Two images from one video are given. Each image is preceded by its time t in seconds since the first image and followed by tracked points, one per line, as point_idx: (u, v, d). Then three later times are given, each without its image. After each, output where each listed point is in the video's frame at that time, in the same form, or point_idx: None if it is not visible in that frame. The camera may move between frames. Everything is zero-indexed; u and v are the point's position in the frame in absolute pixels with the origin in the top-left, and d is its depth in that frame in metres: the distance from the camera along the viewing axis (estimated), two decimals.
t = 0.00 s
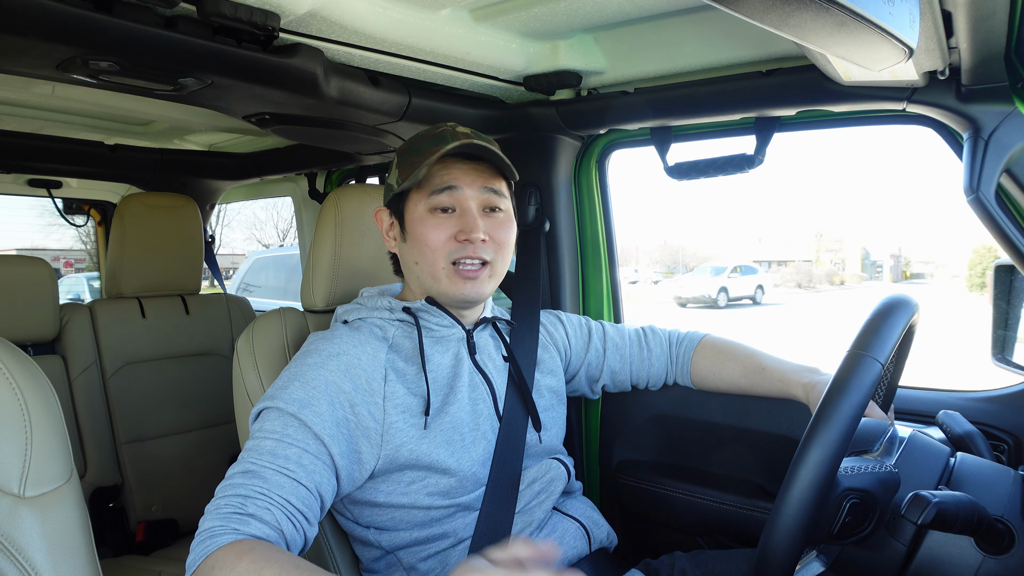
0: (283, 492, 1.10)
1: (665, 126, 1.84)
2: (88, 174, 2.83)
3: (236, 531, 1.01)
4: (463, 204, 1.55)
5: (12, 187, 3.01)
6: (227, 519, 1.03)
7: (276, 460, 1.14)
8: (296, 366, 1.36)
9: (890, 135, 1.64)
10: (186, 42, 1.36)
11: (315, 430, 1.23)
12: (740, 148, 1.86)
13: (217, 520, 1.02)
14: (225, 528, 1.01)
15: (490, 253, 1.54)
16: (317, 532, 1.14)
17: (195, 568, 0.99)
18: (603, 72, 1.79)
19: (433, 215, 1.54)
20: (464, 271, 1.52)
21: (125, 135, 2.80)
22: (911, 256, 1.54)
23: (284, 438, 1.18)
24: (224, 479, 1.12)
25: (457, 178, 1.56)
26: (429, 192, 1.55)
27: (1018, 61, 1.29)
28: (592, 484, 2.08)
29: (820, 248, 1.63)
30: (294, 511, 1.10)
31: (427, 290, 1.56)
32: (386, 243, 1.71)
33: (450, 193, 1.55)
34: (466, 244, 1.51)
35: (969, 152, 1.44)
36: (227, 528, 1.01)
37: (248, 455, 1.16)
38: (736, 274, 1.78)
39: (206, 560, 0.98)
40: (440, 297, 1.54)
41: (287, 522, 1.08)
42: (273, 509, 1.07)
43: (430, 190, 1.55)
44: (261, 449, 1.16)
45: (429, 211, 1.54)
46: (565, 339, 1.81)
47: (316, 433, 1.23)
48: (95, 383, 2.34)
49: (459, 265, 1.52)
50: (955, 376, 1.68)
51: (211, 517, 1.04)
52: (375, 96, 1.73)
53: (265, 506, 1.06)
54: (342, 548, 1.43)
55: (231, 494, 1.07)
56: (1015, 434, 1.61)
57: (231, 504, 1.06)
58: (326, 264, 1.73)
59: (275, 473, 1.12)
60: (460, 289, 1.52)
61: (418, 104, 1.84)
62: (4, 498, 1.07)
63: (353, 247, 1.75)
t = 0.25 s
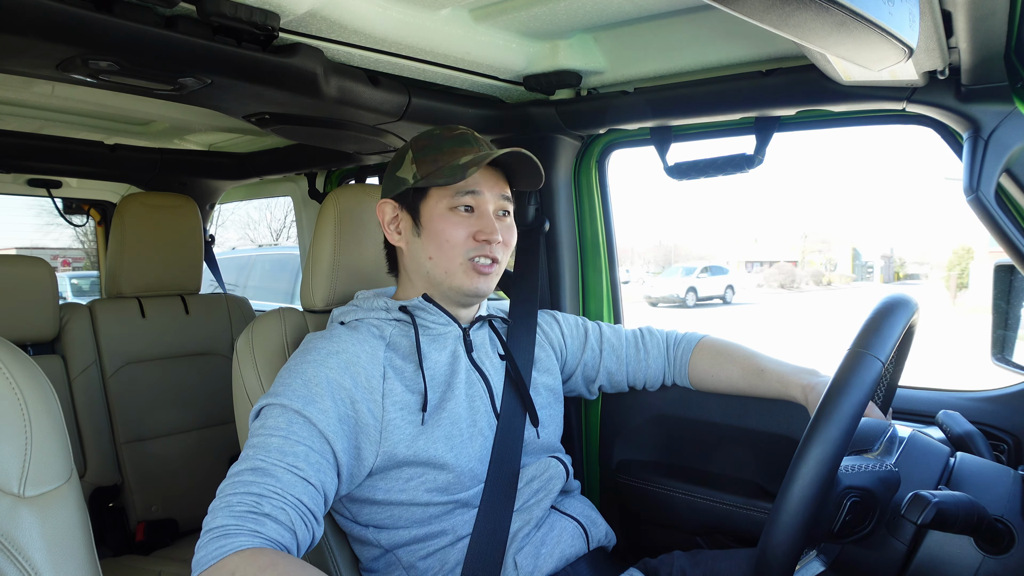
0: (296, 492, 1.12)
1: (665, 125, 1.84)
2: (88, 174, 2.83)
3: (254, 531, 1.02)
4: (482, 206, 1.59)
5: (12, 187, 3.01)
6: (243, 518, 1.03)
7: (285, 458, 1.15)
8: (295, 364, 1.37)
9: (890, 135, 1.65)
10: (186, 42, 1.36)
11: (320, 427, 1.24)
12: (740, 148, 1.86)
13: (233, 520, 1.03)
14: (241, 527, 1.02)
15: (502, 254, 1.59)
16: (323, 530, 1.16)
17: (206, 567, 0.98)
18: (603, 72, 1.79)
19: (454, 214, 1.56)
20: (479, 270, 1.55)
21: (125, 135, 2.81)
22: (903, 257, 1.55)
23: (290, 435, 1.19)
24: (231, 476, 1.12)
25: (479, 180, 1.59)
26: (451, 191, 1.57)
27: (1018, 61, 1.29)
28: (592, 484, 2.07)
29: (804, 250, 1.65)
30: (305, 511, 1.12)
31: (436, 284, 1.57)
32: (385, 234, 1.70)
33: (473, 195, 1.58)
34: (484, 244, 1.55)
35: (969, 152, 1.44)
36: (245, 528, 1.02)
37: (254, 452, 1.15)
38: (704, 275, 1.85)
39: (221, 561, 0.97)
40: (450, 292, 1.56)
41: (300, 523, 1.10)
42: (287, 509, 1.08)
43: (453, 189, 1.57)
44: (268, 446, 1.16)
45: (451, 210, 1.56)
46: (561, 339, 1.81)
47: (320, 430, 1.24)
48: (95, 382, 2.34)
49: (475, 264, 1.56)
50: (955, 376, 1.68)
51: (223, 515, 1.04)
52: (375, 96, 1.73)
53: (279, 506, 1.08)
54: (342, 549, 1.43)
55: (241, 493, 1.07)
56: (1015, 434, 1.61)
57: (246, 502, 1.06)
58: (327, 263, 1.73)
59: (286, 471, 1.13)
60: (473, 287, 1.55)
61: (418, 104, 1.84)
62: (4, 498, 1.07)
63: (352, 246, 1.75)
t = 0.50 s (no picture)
0: (296, 485, 1.12)
1: (665, 125, 1.84)
2: (88, 174, 2.84)
3: (256, 527, 1.02)
4: (476, 200, 1.63)
5: (12, 187, 3.01)
6: (244, 514, 1.03)
7: (284, 453, 1.15)
8: (293, 360, 1.37)
9: (890, 135, 1.64)
10: (186, 42, 1.36)
11: (318, 421, 1.24)
12: (740, 147, 1.86)
13: (235, 516, 1.03)
14: (242, 523, 1.02)
15: (497, 246, 1.63)
16: (324, 524, 1.16)
17: (209, 563, 0.99)
18: (603, 72, 1.79)
19: (449, 207, 1.60)
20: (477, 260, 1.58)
21: (125, 135, 2.81)
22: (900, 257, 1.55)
23: (289, 430, 1.19)
24: (232, 474, 1.12)
25: (472, 176, 1.65)
26: (447, 185, 1.62)
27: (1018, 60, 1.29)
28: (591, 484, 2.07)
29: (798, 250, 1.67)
30: (306, 504, 1.12)
31: (435, 278, 1.59)
32: (380, 235, 1.72)
33: (467, 189, 1.63)
34: (480, 235, 1.59)
35: (969, 152, 1.43)
36: (246, 524, 1.02)
37: (254, 449, 1.15)
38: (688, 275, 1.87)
39: (223, 559, 0.97)
40: (450, 285, 1.59)
41: (301, 518, 1.10)
42: (288, 504, 1.08)
43: (449, 183, 1.62)
44: (267, 442, 1.16)
45: (446, 203, 1.60)
46: (556, 338, 1.81)
47: (318, 423, 1.24)
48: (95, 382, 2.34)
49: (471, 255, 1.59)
50: (955, 376, 1.68)
51: (224, 512, 1.04)
52: (375, 96, 1.73)
53: (280, 501, 1.08)
54: (343, 548, 1.43)
55: (242, 490, 1.07)
56: (1015, 434, 1.60)
57: (246, 498, 1.06)
58: (327, 262, 1.72)
59: (284, 466, 1.13)
60: (471, 277, 1.57)
61: (418, 104, 1.84)
62: (4, 498, 1.07)
63: (352, 246, 1.75)
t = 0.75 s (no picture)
0: (295, 486, 1.12)
1: (665, 125, 1.84)
2: (88, 174, 2.84)
3: (255, 528, 1.02)
4: (473, 196, 1.64)
5: (12, 186, 3.01)
6: (243, 515, 1.03)
7: (283, 454, 1.15)
8: (292, 361, 1.37)
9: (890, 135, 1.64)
10: (186, 42, 1.36)
11: (317, 421, 1.24)
12: (740, 147, 1.86)
13: (234, 517, 1.03)
14: (241, 524, 1.02)
15: (495, 242, 1.63)
16: (324, 525, 1.16)
17: (208, 564, 0.99)
18: (604, 72, 1.79)
19: (447, 204, 1.61)
20: (477, 256, 1.59)
21: (125, 135, 2.81)
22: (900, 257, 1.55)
23: (288, 431, 1.19)
24: (232, 475, 1.12)
25: (469, 172, 1.66)
26: (444, 182, 1.63)
27: (1018, 60, 1.29)
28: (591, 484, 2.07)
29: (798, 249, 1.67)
30: (306, 506, 1.12)
31: (436, 276, 1.60)
32: (379, 237, 1.72)
33: (464, 185, 1.63)
34: (479, 230, 1.60)
35: (969, 152, 1.44)
36: (245, 525, 1.02)
37: (253, 450, 1.15)
38: (686, 275, 1.87)
39: (222, 559, 0.98)
40: (451, 283, 1.59)
41: (300, 518, 1.10)
42: (287, 505, 1.08)
43: (446, 180, 1.63)
44: (266, 443, 1.16)
45: (444, 201, 1.61)
46: (556, 339, 1.81)
47: (318, 424, 1.24)
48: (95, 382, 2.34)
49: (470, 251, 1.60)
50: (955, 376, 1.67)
51: (223, 513, 1.04)
52: (375, 96, 1.73)
53: (279, 502, 1.08)
54: (342, 548, 1.43)
55: (242, 490, 1.07)
56: (1015, 434, 1.60)
57: (245, 500, 1.06)
58: (327, 262, 1.72)
59: (284, 467, 1.13)
60: (471, 273, 1.58)
61: (418, 104, 1.84)
62: (4, 497, 1.07)
63: (352, 246, 1.75)
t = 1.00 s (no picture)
0: (294, 487, 1.12)
1: (665, 125, 1.84)
2: (88, 174, 2.84)
3: (254, 528, 1.02)
4: (476, 202, 1.61)
5: (12, 186, 3.01)
6: (243, 515, 1.03)
7: (282, 455, 1.15)
8: (291, 361, 1.37)
9: (890, 135, 1.65)
10: (186, 41, 1.36)
11: (317, 422, 1.24)
12: (740, 147, 1.86)
13: (233, 517, 1.03)
14: (240, 525, 1.02)
15: (497, 248, 1.60)
16: (323, 526, 1.16)
17: (207, 565, 0.99)
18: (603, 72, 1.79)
19: (448, 210, 1.58)
20: (476, 265, 1.57)
21: (125, 135, 2.81)
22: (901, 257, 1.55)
23: (288, 432, 1.18)
24: (231, 475, 1.12)
25: (471, 178, 1.62)
26: (445, 188, 1.59)
27: (1017, 60, 1.29)
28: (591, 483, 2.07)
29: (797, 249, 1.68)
30: (305, 507, 1.12)
31: (432, 282, 1.58)
32: (381, 237, 1.72)
33: (466, 191, 1.60)
34: (479, 238, 1.57)
35: (969, 152, 1.44)
36: (244, 525, 1.02)
37: (252, 450, 1.15)
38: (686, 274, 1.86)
39: (221, 559, 0.98)
40: (450, 289, 1.57)
41: (299, 519, 1.10)
42: (287, 505, 1.08)
43: (447, 186, 1.59)
44: (265, 444, 1.16)
45: (446, 206, 1.58)
46: (556, 338, 1.81)
47: (317, 425, 1.23)
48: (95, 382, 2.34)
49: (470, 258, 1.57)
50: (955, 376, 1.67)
51: (223, 513, 1.04)
52: (375, 96, 1.73)
53: (278, 502, 1.07)
54: (342, 547, 1.43)
55: (241, 491, 1.07)
56: (1015, 434, 1.60)
57: (245, 500, 1.06)
58: (326, 262, 1.73)
59: (283, 468, 1.13)
60: (470, 280, 1.56)
61: (418, 103, 1.84)
62: (3, 497, 1.07)
63: (352, 245, 1.75)
